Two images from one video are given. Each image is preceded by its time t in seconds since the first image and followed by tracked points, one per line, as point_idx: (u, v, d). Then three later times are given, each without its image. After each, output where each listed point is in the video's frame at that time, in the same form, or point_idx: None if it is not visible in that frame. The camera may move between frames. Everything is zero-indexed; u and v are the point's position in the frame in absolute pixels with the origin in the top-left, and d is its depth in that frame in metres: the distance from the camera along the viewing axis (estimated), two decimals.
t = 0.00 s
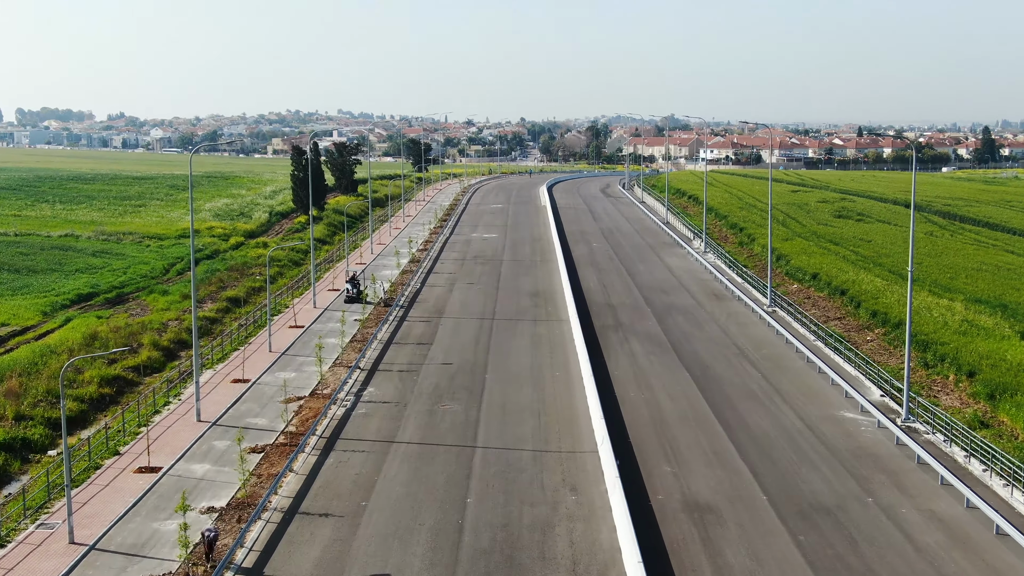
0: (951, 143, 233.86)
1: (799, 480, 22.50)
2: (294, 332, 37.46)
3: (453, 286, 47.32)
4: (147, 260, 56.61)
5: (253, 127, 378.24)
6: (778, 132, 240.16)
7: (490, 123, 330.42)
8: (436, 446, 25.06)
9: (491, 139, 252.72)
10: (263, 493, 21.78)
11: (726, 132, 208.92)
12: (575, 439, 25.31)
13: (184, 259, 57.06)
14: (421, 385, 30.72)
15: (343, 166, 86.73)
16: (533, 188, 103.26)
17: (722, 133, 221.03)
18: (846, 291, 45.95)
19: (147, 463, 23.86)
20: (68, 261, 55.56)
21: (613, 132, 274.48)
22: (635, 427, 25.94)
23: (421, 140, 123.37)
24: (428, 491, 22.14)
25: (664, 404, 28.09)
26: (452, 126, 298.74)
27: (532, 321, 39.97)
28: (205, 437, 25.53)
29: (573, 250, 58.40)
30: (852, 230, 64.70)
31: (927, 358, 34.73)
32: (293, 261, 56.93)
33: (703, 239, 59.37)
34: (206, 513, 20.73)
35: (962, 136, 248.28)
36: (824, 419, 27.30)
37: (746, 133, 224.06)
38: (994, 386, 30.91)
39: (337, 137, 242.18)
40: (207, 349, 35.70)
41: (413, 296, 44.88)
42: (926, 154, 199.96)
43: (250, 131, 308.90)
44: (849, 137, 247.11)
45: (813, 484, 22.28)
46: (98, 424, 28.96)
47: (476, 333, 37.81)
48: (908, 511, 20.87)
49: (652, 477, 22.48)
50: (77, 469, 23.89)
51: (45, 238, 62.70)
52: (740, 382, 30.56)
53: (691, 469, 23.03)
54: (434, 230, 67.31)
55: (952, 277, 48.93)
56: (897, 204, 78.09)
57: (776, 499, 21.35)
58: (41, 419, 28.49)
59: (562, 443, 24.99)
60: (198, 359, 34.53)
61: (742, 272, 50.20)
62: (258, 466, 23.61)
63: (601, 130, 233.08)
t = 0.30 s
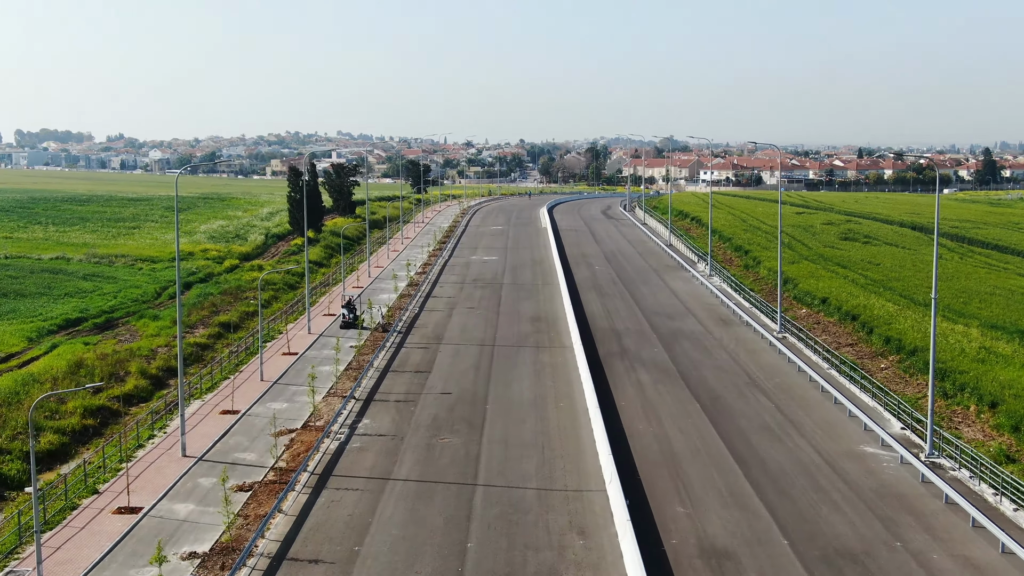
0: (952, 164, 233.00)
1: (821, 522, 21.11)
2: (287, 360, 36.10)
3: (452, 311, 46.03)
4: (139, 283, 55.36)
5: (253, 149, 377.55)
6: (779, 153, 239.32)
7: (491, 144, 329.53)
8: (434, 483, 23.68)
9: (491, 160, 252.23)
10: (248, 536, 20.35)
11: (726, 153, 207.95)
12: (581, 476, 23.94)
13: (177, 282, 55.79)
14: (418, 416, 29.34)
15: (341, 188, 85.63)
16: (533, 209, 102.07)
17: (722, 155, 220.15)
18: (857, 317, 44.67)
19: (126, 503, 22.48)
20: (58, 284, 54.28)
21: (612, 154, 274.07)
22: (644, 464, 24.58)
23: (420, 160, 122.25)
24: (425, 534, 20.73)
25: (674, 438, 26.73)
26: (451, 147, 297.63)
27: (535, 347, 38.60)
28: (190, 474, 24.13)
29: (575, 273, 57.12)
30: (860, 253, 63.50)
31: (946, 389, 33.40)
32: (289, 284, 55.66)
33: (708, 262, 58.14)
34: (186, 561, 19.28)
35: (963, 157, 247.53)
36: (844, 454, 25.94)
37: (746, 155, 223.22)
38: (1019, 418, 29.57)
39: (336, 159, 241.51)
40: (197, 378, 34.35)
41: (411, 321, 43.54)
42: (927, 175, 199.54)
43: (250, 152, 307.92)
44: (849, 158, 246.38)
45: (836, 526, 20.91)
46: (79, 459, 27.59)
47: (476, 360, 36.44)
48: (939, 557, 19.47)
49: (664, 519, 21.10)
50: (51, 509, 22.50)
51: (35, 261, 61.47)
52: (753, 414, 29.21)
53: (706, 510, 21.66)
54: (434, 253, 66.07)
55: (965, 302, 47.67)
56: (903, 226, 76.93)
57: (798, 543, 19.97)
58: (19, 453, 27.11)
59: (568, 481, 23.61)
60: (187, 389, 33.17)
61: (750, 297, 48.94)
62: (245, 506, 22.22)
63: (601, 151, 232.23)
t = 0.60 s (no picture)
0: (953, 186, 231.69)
1: (845, 568, 19.73)
2: (279, 388, 34.69)
3: (451, 336, 44.67)
4: (129, 307, 54.00)
5: (251, 171, 375.74)
6: (778, 175, 238.48)
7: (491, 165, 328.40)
8: (432, 524, 22.27)
9: (490, 181, 251.34)
10: None
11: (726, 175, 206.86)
12: (588, 516, 22.55)
13: (169, 306, 54.42)
14: (416, 449, 27.93)
15: (338, 210, 84.40)
16: (533, 231, 100.72)
17: (722, 177, 219.03)
18: (869, 343, 43.28)
19: (102, 546, 21.04)
20: (46, 308, 52.94)
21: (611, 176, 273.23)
22: (656, 503, 23.22)
23: (419, 183, 120.94)
24: None
25: (686, 475, 25.36)
26: (451, 168, 296.28)
27: (537, 375, 37.20)
28: (173, 514, 22.70)
29: (577, 297, 55.79)
30: (868, 275, 62.17)
31: (967, 420, 31.98)
32: (283, 308, 54.30)
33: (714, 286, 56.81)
34: None
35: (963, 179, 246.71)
36: (866, 491, 24.56)
37: (746, 177, 222.20)
38: None
39: (334, 180, 240.45)
40: (184, 408, 32.95)
41: (408, 347, 42.15)
42: (928, 198, 198.52)
43: (248, 175, 306.71)
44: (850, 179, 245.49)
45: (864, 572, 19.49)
46: (57, 495, 26.17)
47: (476, 389, 35.02)
48: None
49: (680, 564, 19.69)
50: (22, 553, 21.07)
51: (25, 284, 60.14)
52: (768, 448, 27.85)
53: (723, 553, 20.28)
54: (432, 276, 64.73)
55: (979, 327, 46.32)
56: (910, 249, 75.59)
57: None
58: None
59: (575, 522, 22.20)
60: (173, 419, 31.76)
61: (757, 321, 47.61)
62: (230, 550, 20.78)
63: (601, 174, 231.16)
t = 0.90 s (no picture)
0: (955, 208, 230.51)
1: None
2: (271, 418, 33.20)
3: (451, 362, 43.20)
4: (120, 331, 52.65)
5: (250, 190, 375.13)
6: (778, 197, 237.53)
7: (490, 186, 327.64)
8: (430, 567, 20.79)
9: (489, 203, 250.09)
10: None
11: (726, 197, 205.92)
12: (597, 559, 21.08)
13: (161, 330, 52.97)
14: (414, 484, 26.44)
15: (336, 232, 83.03)
16: (533, 252, 99.51)
17: (722, 198, 218.04)
18: (883, 369, 41.87)
19: None
20: (35, 333, 51.53)
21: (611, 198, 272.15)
22: (669, 544, 21.76)
23: (418, 204, 119.85)
24: None
25: (700, 513, 23.90)
26: (451, 190, 295.58)
27: (540, 403, 35.72)
28: (152, 557, 21.21)
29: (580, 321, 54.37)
30: (877, 299, 60.78)
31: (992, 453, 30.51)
32: (278, 333, 52.86)
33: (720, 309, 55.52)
34: None
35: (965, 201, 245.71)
36: (892, 530, 23.08)
37: (747, 198, 221.26)
38: None
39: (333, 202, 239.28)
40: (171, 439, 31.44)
41: (406, 373, 40.66)
42: (929, 219, 197.20)
43: (247, 197, 305.61)
44: (850, 201, 244.45)
45: None
46: (33, 535, 24.66)
47: (476, 418, 33.58)
48: None
49: None
50: None
51: (15, 307, 58.74)
52: (786, 483, 26.40)
53: None
54: (431, 299, 63.29)
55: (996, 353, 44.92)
56: (918, 271, 74.19)
57: None
58: None
59: (583, 565, 20.73)
60: (159, 451, 30.28)
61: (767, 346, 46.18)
62: None
63: (601, 195, 230.22)
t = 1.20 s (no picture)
0: (954, 230, 230.20)
1: None
2: (262, 449, 31.75)
3: (450, 387, 41.81)
4: (109, 356, 51.29)
5: (247, 213, 374.29)
6: (778, 219, 237.00)
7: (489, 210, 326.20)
8: None
9: (488, 225, 249.33)
10: None
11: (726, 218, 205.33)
12: None
13: (151, 355, 51.58)
14: (411, 521, 24.99)
15: (333, 253, 81.72)
16: (533, 274, 98.20)
17: (722, 220, 216.99)
18: (898, 396, 40.44)
19: None
20: (22, 357, 50.15)
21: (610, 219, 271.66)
22: None
23: (416, 225, 118.86)
24: None
25: (716, 553, 22.45)
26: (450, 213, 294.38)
27: (544, 432, 34.28)
28: None
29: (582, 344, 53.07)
30: (885, 322, 59.62)
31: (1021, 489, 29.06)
32: (273, 357, 51.46)
33: (726, 332, 54.15)
34: None
35: (966, 223, 244.74)
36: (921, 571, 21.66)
37: (747, 220, 220.21)
38: None
39: (331, 223, 238.30)
40: (157, 472, 29.96)
41: (404, 400, 39.25)
42: (930, 241, 196.54)
43: (246, 219, 305.01)
44: (850, 223, 243.87)
45: None
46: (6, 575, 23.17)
47: (477, 448, 32.12)
48: None
49: None
50: None
51: (3, 332, 57.36)
52: (806, 519, 24.97)
53: None
54: (429, 322, 61.93)
55: (1011, 377, 43.67)
56: (925, 293, 73.06)
57: None
58: None
59: None
60: (143, 484, 28.81)
61: (776, 371, 44.83)
62: None
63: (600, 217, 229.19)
